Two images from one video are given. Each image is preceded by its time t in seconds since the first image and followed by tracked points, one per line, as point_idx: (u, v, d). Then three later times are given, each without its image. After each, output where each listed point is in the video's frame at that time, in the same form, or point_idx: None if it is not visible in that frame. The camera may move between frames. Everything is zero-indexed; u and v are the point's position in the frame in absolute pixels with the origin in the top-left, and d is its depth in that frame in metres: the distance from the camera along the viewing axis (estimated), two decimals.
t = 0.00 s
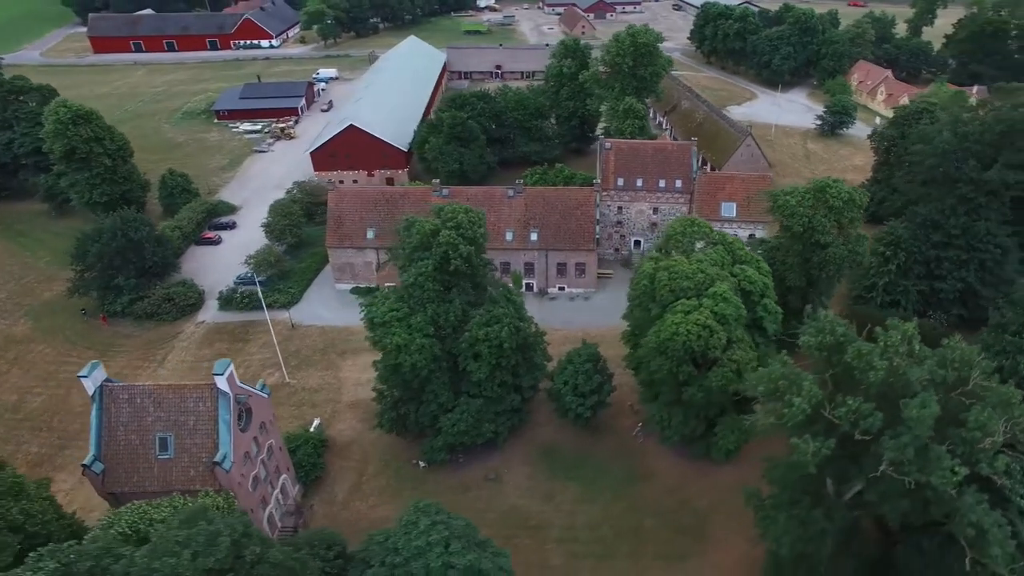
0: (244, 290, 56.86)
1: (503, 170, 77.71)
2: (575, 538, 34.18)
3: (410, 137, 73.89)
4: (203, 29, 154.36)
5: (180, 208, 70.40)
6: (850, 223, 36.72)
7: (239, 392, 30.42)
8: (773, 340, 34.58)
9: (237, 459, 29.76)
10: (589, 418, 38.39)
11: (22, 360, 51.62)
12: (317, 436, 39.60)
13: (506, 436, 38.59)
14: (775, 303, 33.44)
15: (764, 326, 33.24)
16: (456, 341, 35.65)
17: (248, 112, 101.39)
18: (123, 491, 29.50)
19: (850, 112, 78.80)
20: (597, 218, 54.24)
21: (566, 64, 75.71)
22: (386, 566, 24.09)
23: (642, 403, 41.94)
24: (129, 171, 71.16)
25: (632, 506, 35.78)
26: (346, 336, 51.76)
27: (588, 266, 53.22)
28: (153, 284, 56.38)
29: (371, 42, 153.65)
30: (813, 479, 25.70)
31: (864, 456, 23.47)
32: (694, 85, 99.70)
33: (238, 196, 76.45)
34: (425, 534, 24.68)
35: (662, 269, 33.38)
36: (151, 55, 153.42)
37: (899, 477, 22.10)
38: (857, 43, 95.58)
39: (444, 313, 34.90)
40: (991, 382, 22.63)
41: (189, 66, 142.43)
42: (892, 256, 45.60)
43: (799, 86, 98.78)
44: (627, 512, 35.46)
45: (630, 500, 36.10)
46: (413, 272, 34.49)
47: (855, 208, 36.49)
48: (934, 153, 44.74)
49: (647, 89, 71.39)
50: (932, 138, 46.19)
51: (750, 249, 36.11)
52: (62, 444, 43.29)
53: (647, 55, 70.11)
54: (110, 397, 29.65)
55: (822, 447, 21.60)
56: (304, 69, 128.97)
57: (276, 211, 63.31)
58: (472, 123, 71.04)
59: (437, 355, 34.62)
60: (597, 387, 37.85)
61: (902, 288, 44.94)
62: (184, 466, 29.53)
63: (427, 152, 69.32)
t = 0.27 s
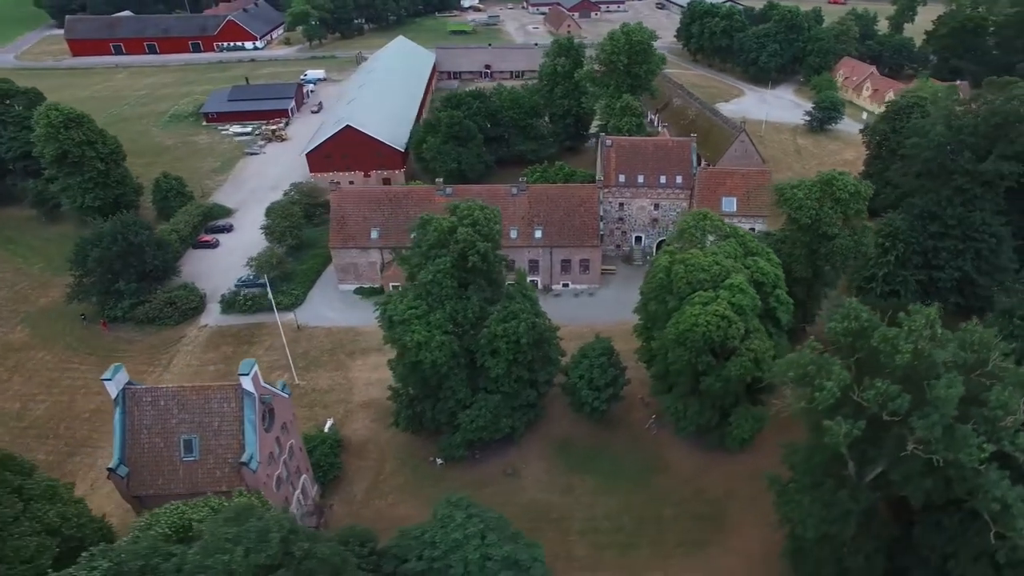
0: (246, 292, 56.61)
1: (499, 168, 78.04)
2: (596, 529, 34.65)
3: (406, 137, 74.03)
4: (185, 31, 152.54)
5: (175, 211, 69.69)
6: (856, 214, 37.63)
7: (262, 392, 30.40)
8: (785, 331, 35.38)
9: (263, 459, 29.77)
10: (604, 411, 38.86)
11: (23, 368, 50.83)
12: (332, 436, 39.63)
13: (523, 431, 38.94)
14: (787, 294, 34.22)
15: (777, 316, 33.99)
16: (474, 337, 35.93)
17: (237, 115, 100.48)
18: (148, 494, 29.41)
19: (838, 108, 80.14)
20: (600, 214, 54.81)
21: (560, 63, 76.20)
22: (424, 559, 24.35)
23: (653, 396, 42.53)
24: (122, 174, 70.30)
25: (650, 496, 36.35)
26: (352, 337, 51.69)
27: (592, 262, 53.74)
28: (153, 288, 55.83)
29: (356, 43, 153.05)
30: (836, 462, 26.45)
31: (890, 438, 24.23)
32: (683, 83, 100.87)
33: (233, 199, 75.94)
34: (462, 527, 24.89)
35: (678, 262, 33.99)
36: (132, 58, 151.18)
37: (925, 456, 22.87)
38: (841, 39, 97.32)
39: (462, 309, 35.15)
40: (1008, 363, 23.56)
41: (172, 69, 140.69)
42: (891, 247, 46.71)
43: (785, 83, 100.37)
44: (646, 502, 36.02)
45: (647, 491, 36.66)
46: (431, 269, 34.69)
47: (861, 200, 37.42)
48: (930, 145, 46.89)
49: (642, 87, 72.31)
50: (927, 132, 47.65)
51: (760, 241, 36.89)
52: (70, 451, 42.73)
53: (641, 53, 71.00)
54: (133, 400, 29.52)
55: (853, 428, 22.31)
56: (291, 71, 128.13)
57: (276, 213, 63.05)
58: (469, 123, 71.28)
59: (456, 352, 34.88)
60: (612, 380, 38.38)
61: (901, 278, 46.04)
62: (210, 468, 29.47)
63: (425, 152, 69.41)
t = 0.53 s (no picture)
0: (251, 294, 56.45)
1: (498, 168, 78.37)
2: (616, 521, 35.10)
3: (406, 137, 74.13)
4: (173, 32, 151.14)
5: (174, 214, 69.17)
6: (863, 208, 38.40)
7: (285, 391, 30.42)
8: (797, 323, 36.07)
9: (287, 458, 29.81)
10: (618, 405, 39.35)
11: (26, 372, 50.26)
12: (348, 435, 39.73)
13: (538, 426, 39.28)
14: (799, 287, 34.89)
15: (789, 309, 34.65)
16: (491, 334, 36.19)
17: (229, 116, 99.75)
18: (173, 494, 29.38)
19: (831, 104, 81.43)
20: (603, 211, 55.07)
21: (558, 62, 76.59)
22: (458, 552, 24.51)
23: (664, 390, 43.09)
24: (119, 177, 69.61)
25: (667, 489, 36.84)
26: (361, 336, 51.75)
27: (598, 259, 54.20)
28: (157, 291, 55.46)
29: (347, 43, 152.55)
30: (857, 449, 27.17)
31: (912, 423, 24.91)
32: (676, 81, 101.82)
33: (231, 200, 75.55)
34: (495, 520, 25.19)
35: (693, 256, 34.54)
36: (119, 60, 149.44)
37: (949, 439, 23.57)
38: (831, 37, 98.72)
39: (480, 306, 35.42)
40: None
41: (161, 70, 139.34)
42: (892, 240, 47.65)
43: (777, 81, 101.66)
44: (662, 494, 36.52)
45: (664, 483, 37.16)
46: (448, 266, 34.90)
47: (868, 194, 38.19)
48: (930, 140, 47.54)
49: (640, 85, 73.09)
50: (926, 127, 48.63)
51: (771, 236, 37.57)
52: (81, 456, 42.39)
53: (639, 51, 71.76)
54: (157, 401, 29.49)
55: (879, 413, 22.93)
56: (282, 72, 127.52)
57: (278, 214, 62.94)
58: (469, 122, 71.55)
59: (474, 348, 35.12)
60: (626, 375, 38.85)
61: (902, 271, 47.04)
62: (235, 468, 29.51)
63: (426, 152, 69.57)
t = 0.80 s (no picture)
0: (256, 296, 56.24)
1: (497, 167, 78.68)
2: (638, 512, 35.57)
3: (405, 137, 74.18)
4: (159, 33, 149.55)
5: (174, 216, 68.62)
6: (871, 202, 39.25)
7: (313, 390, 30.50)
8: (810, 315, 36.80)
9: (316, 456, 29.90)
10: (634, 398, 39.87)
11: (32, 378, 49.67)
12: (367, 434, 39.82)
13: (556, 421, 39.68)
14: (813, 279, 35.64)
15: (804, 300, 35.34)
16: (511, 330, 36.54)
17: (222, 118, 99.00)
18: (203, 495, 29.32)
19: (824, 101, 82.68)
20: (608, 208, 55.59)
21: (556, 60, 76.77)
22: (497, 544, 24.80)
23: (677, 383, 43.69)
24: (117, 180, 68.90)
25: (686, 480, 37.39)
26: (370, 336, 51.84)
27: (605, 255, 54.71)
28: (163, 294, 55.10)
29: (336, 44, 151.98)
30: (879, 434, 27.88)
31: (935, 408, 25.63)
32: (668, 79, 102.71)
33: (230, 202, 75.13)
34: (532, 511, 25.54)
35: (710, 250, 35.17)
36: (104, 62, 147.52)
37: (973, 422, 24.30)
38: (820, 35, 100.42)
39: (500, 303, 35.76)
40: None
41: (148, 72, 137.80)
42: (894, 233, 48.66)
43: (767, 78, 103.01)
44: (681, 485, 37.07)
45: (682, 474, 37.71)
46: (469, 263, 35.21)
47: (876, 188, 39.05)
48: (928, 134, 48.78)
49: (638, 84, 73.76)
50: (923, 121, 49.89)
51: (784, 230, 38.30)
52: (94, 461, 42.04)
53: (637, 50, 72.45)
54: (184, 401, 29.48)
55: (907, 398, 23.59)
56: (272, 74, 126.77)
57: (281, 215, 62.77)
58: (469, 122, 71.78)
59: (495, 344, 35.45)
60: (642, 369, 39.39)
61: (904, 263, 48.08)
62: (264, 467, 29.56)
63: (427, 151, 69.72)
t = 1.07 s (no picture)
0: (261, 297, 56.07)
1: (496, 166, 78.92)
2: (655, 505, 35.98)
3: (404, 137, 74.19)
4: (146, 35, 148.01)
5: (173, 219, 68.08)
6: (877, 196, 40.01)
7: (336, 389, 30.55)
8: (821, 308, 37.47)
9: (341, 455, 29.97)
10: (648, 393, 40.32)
11: (37, 384, 49.13)
12: (382, 433, 39.89)
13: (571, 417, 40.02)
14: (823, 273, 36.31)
15: (816, 293, 35.98)
16: (528, 326, 36.83)
17: (215, 120, 98.25)
18: (228, 496, 29.23)
19: (816, 98, 83.66)
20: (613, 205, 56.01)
21: (554, 60, 76.62)
22: (530, 538, 25.02)
23: (687, 377, 44.16)
24: (114, 183, 68.21)
25: (701, 472, 37.86)
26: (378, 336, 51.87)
27: (609, 252, 55.12)
28: (167, 297, 54.73)
29: (326, 45, 151.40)
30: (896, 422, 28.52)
31: (953, 395, 26.26)
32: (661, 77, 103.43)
33: (228, 204, 74.66)
34: (563, 504, 25.83)
35: (724, 245, 35.72)
36: (91, 64, 145.71)
37: (992, 407, 24.92)
38: (810, 33, 101.80)
39: (517, 299, 36.05)
40: None
41: (136, 75, 136.35)
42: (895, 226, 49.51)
43: (758, 76, 104.18)
44: (697, 477, 37.53)
45: (697, 467, 38.17)
46: (487, 261, 35.46)
47: (882, 182, 39.83)
48: (926, 129, 49.76)
49: (636, 82, 74.29)
50: (921, 116, 50.80)
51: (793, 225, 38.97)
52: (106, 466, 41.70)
53: (634, 49, 73.04)
54: (207, 403, 29.40)
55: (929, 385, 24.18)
56: (263, 75, 126.07)
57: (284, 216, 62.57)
58: (468, 121, 71.96)
59: (513, 340, 35.74)
60: (655, 364, 39.84)
61: (905, 256, 48.94)
62: (289, 467, 29.57)
63: (427, 151, 69.79)
